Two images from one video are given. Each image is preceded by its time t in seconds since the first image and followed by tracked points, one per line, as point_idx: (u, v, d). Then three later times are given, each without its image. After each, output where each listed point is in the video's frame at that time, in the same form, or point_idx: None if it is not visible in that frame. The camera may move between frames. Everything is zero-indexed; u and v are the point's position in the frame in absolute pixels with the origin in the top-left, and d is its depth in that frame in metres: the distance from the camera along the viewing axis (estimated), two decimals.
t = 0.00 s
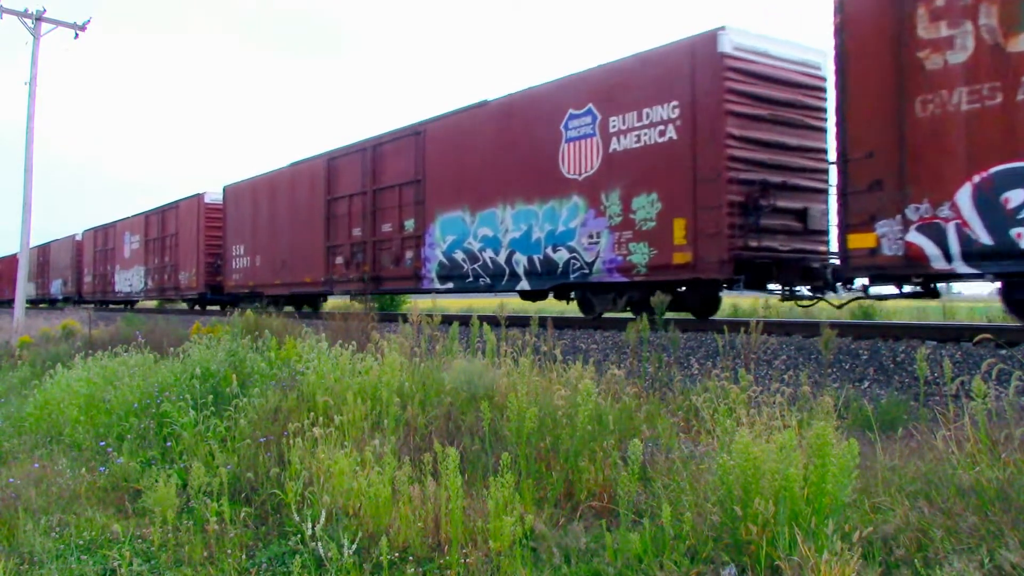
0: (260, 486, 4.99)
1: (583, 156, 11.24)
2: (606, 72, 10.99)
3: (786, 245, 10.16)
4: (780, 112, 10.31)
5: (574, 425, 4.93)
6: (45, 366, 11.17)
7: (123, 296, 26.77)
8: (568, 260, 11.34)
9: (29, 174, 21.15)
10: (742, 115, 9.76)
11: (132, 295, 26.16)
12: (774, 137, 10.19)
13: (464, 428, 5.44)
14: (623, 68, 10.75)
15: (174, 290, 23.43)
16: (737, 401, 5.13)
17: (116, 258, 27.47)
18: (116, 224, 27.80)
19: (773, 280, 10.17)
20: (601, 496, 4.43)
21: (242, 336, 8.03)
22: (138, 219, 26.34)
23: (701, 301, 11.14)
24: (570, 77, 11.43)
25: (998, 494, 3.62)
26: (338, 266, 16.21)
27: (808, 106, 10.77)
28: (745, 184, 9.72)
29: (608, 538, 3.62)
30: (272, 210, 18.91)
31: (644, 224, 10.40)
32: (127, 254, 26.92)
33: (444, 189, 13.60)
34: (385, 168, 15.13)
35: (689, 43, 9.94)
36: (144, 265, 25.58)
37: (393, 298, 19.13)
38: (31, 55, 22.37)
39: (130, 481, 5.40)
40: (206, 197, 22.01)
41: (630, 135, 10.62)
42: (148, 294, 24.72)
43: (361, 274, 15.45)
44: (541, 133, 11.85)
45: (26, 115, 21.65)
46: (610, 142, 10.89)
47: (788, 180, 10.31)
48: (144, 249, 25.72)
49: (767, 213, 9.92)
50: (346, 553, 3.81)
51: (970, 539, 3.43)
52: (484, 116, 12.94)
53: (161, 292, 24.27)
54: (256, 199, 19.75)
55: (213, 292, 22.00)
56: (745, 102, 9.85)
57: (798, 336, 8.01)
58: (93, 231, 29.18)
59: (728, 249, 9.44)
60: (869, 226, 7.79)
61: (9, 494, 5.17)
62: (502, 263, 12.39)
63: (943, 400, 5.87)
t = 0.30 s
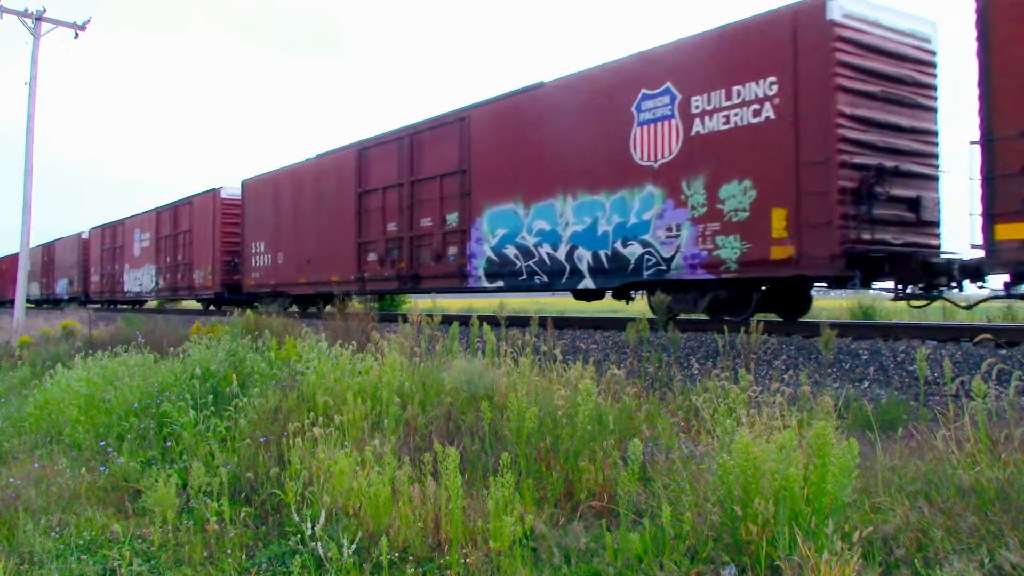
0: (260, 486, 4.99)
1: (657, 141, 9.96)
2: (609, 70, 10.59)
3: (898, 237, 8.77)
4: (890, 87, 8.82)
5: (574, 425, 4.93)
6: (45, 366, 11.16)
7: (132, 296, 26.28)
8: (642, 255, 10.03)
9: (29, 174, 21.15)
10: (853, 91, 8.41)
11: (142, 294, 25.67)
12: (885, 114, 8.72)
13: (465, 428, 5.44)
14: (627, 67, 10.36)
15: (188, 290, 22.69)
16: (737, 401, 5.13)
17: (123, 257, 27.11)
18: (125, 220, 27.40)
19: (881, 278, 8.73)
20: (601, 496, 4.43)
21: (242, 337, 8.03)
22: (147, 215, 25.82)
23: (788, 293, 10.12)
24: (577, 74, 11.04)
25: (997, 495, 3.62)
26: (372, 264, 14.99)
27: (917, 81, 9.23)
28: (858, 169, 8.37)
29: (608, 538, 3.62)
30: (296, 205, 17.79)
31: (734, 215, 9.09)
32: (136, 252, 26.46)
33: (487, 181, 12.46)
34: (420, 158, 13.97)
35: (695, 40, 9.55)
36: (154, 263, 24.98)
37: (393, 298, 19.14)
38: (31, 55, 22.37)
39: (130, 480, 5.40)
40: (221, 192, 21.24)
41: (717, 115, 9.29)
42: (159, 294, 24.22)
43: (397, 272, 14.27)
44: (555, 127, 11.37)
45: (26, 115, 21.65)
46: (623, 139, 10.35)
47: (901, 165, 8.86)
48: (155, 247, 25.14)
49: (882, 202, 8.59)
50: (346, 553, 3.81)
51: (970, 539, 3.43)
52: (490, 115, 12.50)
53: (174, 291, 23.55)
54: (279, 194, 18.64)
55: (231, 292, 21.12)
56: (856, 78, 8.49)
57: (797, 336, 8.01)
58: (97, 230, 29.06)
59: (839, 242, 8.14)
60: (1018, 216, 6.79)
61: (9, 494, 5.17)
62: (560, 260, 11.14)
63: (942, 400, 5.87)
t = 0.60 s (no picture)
0: (260, 486, 4.98)
1: (751, 121, 8.67)
2: (609, 71, 10.43)
3: None
4: None
5: (574, 425, 4.93)
6: (45, 366, 11.17)
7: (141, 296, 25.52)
8: (733, 250, 8.79)
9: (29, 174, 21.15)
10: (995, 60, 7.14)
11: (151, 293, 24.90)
12: None
13: (464, 428, 5.44)
14: (628, 67, 10.16)
15: (204, 289, 21.60)
16: (737, 401, 5.14)
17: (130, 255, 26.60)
18: (135, 217, 26.84)
19: None
20: (601, 496, 4.42)
21: (242, 337, 8.03)
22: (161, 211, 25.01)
23: (904, 292, 8.96)
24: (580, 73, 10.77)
25: (998, 495, 3.62)
26: (411, 261, 13.75)
27: None
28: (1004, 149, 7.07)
29: (608, 537, 3.62)
30: (322, 200, 16.60)
31: (848, 203, 7.80)
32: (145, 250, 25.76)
33: (541, 171, 11.26)
34: (464, 147, 12.71)
35: (695, 40, 9.31)
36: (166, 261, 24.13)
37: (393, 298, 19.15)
38: (31, 55, 22.37)
39: (130, 481, 5.40)
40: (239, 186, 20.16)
41: (829, 90, 7.98)
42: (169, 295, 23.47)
43: (439, 269, 13.00)
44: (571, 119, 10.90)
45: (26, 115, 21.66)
46: (642, 133, 9.88)
47: None
48: (168, 244, 24.24)
49: None
50: (346, 553, 3.81)
51: (970, 539, 3.43)
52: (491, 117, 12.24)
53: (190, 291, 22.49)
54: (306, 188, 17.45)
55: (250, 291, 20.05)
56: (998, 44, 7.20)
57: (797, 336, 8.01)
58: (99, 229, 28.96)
59: (984, 234, 6.84)
60: None
61: (9, 494, 5.17)
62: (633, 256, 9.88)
63: (943, 400, 5.87)
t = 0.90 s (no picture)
0: (260, 486, 4.98)
1: (868, 97, 7.48)
2: (606, 71, 10.14)
3: None
4: None
5: (574, 425, 4.93)
6: (45, 366, 11.17)
7: (151, 296, 24.76)
8: (847, 243, 7.62)
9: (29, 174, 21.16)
10: None
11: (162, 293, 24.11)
12: None
13: (464, 428, 5.44)
14: (627, 67, 9.87)
15: (221, 288, 20.63)
16: (737, 402, 5.15)
17: (139, 253, 25.96)
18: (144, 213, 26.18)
19: None
20: (601, 496, 4.42)
21: (242, 337, 8.03)
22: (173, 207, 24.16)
23: None
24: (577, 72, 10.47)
25: (998, 495, 3.61)
26: (453, 257, 12.47)
27: None
28: None
29: (608, 537, 3.62)
30: (350, 194, 15.34)
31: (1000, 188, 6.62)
32: (156, 248, 25.00)
33: (606, 157, 9.99)
34: (513, 132, 11.43)
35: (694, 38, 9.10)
36: (179, 259, 23.29)
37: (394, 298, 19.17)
38: (31, 55, 22.38)
39: (130, 481, 5.40)
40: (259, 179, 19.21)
41: (969, 59, 6.79)
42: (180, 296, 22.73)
43: (487, 267, 11.73)
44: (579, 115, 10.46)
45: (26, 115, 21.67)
46: (642, 131, 9.62)
47: None
48: (182, 241, 23.34)
49: None
50: (346, 553, 3.81)
51: (970, 539, 3.43)
52: (524, 106, 11.30)
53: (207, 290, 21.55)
54: (332, 181, 16.16)
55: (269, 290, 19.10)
56: None
57: (797, 336, 8.01)
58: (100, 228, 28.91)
59: None
60: None
61: (9, 494, 5.17)
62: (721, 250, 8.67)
63: (942, 400, 5.87)
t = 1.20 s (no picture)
0: (260, 486, 4.98)
1: None
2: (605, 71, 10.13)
3: None
4: None
5: (574, 425, 4.94)
6: (45, 366, 11.17)
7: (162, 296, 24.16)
8: (995, 236, 6.62)
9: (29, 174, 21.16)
10: None
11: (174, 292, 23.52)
12: None
13: (464, 428, 5.44)
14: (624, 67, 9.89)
15: (240, 286, 19.96)
16: (737, 402, 5.17)
17: (148, 251, 25.43)
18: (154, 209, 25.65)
19: None
20: (601, 496, 4.42)
21: (242, 336, 8.04)
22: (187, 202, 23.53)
23: None
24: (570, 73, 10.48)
25: (998, 495, 3.61)
26: (503, 254, 11.53)
27: None
28: None
29: (608, 537, 3.62)
30: (382, 187, 14.40)
31: None
32: (167, 246, 24.41)
33: (678, 144, 9.11)
34: (571, 117, 10.53)
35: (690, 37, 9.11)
36: (193, 257, 22.68)
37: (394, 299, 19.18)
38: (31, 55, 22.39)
39: (130, 481, 5.40)
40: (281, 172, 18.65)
41: None
42: (191, 297, 22.19)
43: (544, 263, 10.81)
44: (595, 109, 10.18)
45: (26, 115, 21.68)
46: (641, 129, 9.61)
47: None
48: (197, 238, 22.70)
49: None
50: (346, 553, 3.81)
51: (970, 539, 3.43)
52: (587, 88, 10.36)
53: (223, 290, 20.85)
54: (361, 174, 15.23)
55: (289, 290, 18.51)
56: None
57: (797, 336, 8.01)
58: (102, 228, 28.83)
59: None
60: None
61: (9, 494, 5.17)
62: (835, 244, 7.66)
63: (943, 400, 5.87)
